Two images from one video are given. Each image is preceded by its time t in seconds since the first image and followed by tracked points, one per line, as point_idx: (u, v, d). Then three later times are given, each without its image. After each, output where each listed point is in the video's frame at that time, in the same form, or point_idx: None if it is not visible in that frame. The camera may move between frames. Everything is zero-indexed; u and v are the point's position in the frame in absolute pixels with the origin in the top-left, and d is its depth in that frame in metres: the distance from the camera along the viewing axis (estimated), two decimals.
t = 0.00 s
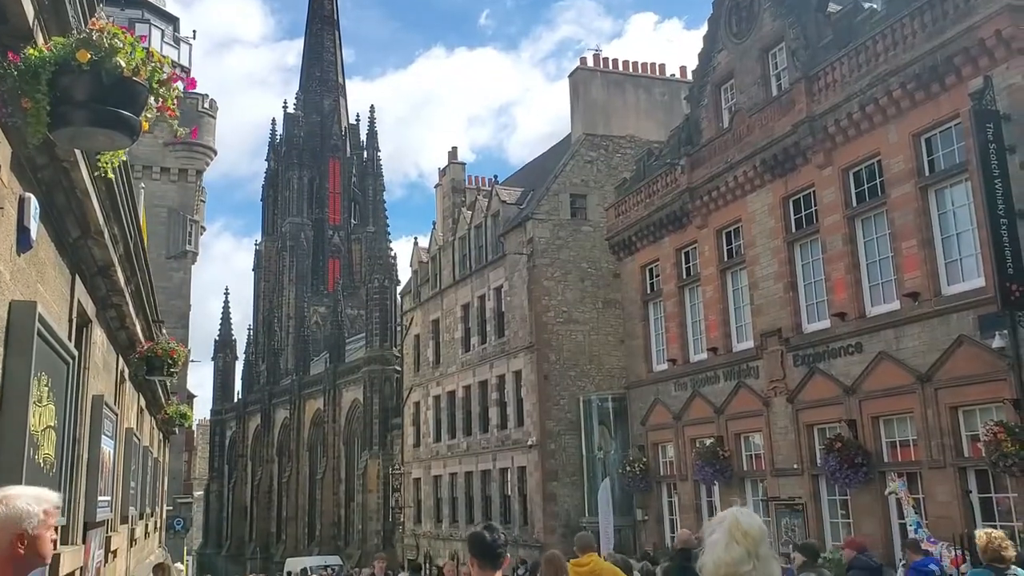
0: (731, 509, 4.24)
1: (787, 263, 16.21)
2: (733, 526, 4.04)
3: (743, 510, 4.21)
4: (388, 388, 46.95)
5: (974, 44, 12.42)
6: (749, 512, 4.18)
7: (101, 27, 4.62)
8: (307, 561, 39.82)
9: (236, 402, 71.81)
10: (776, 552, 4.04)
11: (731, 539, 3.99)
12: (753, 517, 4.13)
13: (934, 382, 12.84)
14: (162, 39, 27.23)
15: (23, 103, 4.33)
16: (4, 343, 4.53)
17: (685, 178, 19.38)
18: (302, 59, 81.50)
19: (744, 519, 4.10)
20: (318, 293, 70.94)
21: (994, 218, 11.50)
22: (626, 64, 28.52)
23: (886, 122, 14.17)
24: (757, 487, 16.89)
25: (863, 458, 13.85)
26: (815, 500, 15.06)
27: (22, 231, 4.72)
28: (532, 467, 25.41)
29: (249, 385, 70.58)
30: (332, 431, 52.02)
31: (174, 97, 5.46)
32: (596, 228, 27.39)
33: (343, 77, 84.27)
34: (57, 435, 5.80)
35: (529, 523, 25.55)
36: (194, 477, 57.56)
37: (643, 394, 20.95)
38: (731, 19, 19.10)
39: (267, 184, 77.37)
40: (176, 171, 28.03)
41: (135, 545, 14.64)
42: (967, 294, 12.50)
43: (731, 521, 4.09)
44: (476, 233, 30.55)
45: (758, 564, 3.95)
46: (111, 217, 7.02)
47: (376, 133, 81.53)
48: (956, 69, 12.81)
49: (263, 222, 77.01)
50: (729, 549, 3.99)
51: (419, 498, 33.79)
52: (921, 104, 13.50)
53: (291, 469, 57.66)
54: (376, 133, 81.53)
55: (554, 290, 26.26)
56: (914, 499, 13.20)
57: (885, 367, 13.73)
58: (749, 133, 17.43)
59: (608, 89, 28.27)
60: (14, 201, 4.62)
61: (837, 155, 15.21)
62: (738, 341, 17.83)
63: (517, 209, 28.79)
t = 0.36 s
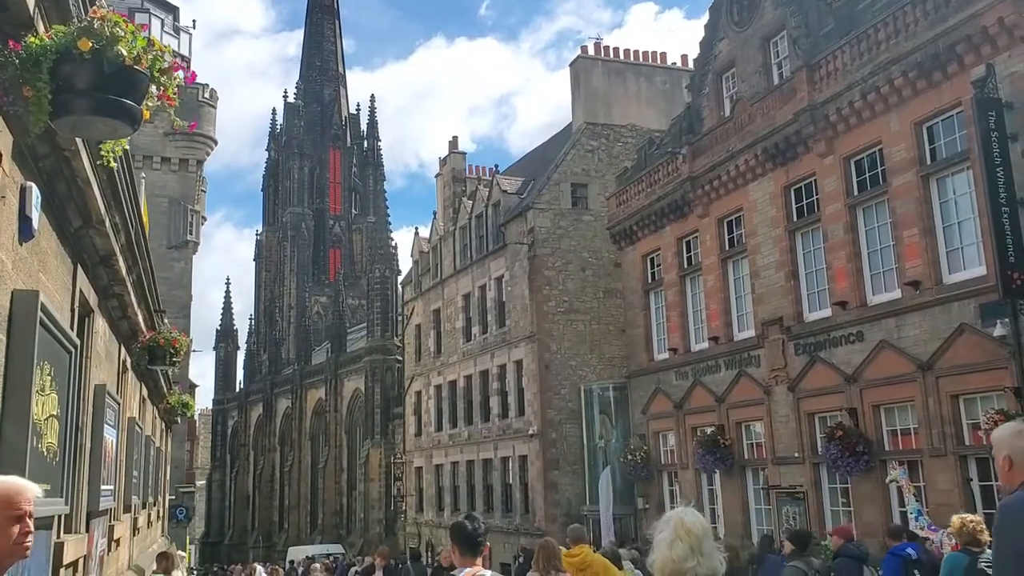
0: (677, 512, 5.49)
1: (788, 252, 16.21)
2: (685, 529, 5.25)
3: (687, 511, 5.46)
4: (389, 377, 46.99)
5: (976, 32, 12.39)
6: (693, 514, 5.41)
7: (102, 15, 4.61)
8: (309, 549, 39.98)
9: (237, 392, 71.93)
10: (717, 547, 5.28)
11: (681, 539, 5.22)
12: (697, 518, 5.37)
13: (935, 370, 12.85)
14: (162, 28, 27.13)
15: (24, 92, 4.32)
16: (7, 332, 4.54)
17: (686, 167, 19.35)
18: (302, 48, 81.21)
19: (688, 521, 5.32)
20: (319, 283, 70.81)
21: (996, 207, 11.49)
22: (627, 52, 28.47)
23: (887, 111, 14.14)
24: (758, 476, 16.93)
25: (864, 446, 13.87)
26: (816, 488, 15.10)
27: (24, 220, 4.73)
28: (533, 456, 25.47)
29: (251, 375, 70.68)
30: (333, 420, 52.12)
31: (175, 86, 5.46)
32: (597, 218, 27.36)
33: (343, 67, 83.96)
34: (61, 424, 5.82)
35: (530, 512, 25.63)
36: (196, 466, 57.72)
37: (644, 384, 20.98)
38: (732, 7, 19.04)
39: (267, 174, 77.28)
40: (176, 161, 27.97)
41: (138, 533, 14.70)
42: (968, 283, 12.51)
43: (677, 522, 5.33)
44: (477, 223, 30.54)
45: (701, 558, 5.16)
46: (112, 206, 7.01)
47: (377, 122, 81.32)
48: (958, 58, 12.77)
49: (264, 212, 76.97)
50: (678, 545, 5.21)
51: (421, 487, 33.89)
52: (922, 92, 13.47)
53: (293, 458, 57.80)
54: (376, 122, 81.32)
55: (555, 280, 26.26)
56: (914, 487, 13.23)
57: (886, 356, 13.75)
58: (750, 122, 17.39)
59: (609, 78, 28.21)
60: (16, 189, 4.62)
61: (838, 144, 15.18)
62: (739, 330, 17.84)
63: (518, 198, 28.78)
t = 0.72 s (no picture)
0: (632, 489, 4.93)
1: (789, 234, 16.19)
2: (634, 507, 4.70)
3: (641, 488, 4.90)
4: (391, 360, 47.06)
5: (979, 13, 12.32)
6: (646, 490, 4.88)
7: None
8: (312, 531, 40.23)
9: (239, 375, 72.11)
10: (669, 521, 4.71)
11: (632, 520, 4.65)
12: (650, 494, 4.84)
13: (936, 352, 12.86)
14: (161, 11, 26.97)
15: (23, 74, 4.30)
16: (9, 314, 4.56)
17: (687, 150, 19.30)
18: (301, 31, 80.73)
19: (642, 496, 4.79)
20: (320, 268, 70.34)
21: (997, 188, 11.47)
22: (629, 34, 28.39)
23: (889, 93, 14.07)
24: (758, 457, 17.00)
25: (865, 428, 13.90)
26: (816, 470, 15.16)
27: (25, 203, 4.72)
28: (534, 438, 25.56)
29: (252, 358, 70.80)
30: (335, 403, 52.28)
31: (176, 67, 5.43)
32: (598, 200, 27.31)
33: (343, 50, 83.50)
34: (64, 408, 5.85)
35: (531, 494, 25.76)
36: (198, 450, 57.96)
37: (644, 366, 21.02)
38: None
39: (267, 158, 77.07)
40: (176, 145, 27.90)
41: (141, 515, 14.80)
42: (968, 265, 12.50)
43: (630, 498, 4.78)
44: (477, 206, 30.51)
45: (655, 533, 4.61)
46: (113, 189, 7.01)
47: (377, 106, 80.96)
48: (961, 39, 12.71)
49: (264, 196, 76.82)
50: (632, 523, 4.65)
51: (422, 469, 34.04)
52: (924, 73, 13.40)
53: (295, 441, 58.03)
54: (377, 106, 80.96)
55: (556, 263, 26.26)
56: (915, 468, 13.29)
57: (887, 337, 13.76)
58: (751, 104, 17.32)
59: (610, 60, 28.09)
60: (16, 172, 4.61)
61: (839, 125, 15.13)
62: (739, 313, 17.84)
63: (518, 181, 28.72)
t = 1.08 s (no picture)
0: (616, 472, 5.21)
1: (790, 211, 16.16)
2: (619, 489, 4.95)
3: (626, 473, 5.17)
4: (392, 338, 47.16)
5: None
6: (630, 474, 5.14)
7: None
8: (314, 507, 40.52)
9: (241, 353, 72.30)
10: (651, 503, 4.97)
11: (615, 501, 4.91)
12: (634, 478, 5.10)
13: (937, 328, 12.88)
14: None
15: (22, 51, 4.27)
16: (11, 291, 4.57)
17: (689, 127, 19.22)
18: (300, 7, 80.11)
19: (626, 479, 5.05)
20: (321, 246, 70.35)
21: (1000, 165, 11.44)
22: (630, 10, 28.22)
23: (891, 69, 13.98)
24: (759, 433, 17.09)
25: (866, 404, 13.92)
26: (816, 446, 15.24)
27: (25, 179, 4.71)
28: (535, 415, 25.67)
29: (254, 336, 70.96)
30: (337, 381, 52.46)
31: (175, 43, 5.41)
32: (599, 178, 27.22)
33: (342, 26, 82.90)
34: (65, 386, 5.87)
35: (533, 470, 25.90)
36: (201, 427, 58.24)
37: (645, 343, 21.07)
38: None
39: (267, 135, 76.77)
40: (176, 123, 27.78)
41: (145, 492, 14.91)
42: (971, 241, 12.48)
43: (615, 481, 5.04)
44: (479, 184, 30.44)
45: (637, 513, 4.87)
46: (114, 166, 7.00)
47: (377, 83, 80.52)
48: (964, 14, 12.62)
49: (265, 174, 76.64)
50: (615, 502, 4.90)
51: (424, 446, 34.22)
52: (927, 49, 13.31)
53: (297, 419, 58.30)
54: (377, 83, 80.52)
55: (557, 241, 26.23)
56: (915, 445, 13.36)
57: (888, 314, 13.78)
58: (753, 80, 17.23)
59: (611, 37, 27.96)
60: (16, 150, 4.60)
61: (841, 102, 15.06)
62: (740, 290, 17.85)
63: (519, 158, 28.64)
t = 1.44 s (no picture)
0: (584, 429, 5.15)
1: (791, 167, 16.09)
2: (588, 446, 5.03)
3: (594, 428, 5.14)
4: (393, 297, 47.24)
5: None
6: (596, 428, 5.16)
7: None
8: (317, 462, 41.00)
9: (241, 311, 72.49)
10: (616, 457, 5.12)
11: (582, 459, 5.03)
12: (600, 432, 5.13)
13: (936, 285, 12.90)
14: None
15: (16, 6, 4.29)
16: (11, 246, 4.58)
17: (690, 82, 19.05)
18: None
19: (594, 435, 5.07)
20: (320, 203, 70.17)
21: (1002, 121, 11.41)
22: None
23: (894, 23, 13.81)
24: (757, 389, 17.23)
25: (864, 359, 14.01)
26: (814, 402, 15.38)
27: (22, 136, 4.70)
28: (535, 372, 25.84)
29: (254, 294, 71.09)
30: (338, 338, 52.69)
31: None
32: (599, 134, 27.03)
33: None
34: (68, 342, 5.92)
35: (533, 425, 26.16)
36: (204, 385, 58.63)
37: (644, 301, 21.13)
38: None
39: (264, 91, 76.02)
40: (173, 79, 27.49)
41: (149, 448, 15.07)
42: (971, 197, 12.45)
43: (582, 440, 5.05)
44: (478, 140, 30.25)
45: (604, 469, 5.04)
46: (110, 122, 6.95)
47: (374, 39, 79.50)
48: None
49: (263, 131, 76.05)
50: (583, 461, 5.02)
51: (425, 402, 34.52)
52: (931, 3, 13.14)
53: (298, 376, 58.67)
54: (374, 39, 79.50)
55: (557, 198, 26.14)
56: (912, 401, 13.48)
57: (887, 271, 13.80)
58: (755, 35, 17.04)
59: None
60: (12, 104, 4.58)
61: (843, 57, 14.90)
62: (740, 247, 17.85)
63: (519, 115, 28.43)
